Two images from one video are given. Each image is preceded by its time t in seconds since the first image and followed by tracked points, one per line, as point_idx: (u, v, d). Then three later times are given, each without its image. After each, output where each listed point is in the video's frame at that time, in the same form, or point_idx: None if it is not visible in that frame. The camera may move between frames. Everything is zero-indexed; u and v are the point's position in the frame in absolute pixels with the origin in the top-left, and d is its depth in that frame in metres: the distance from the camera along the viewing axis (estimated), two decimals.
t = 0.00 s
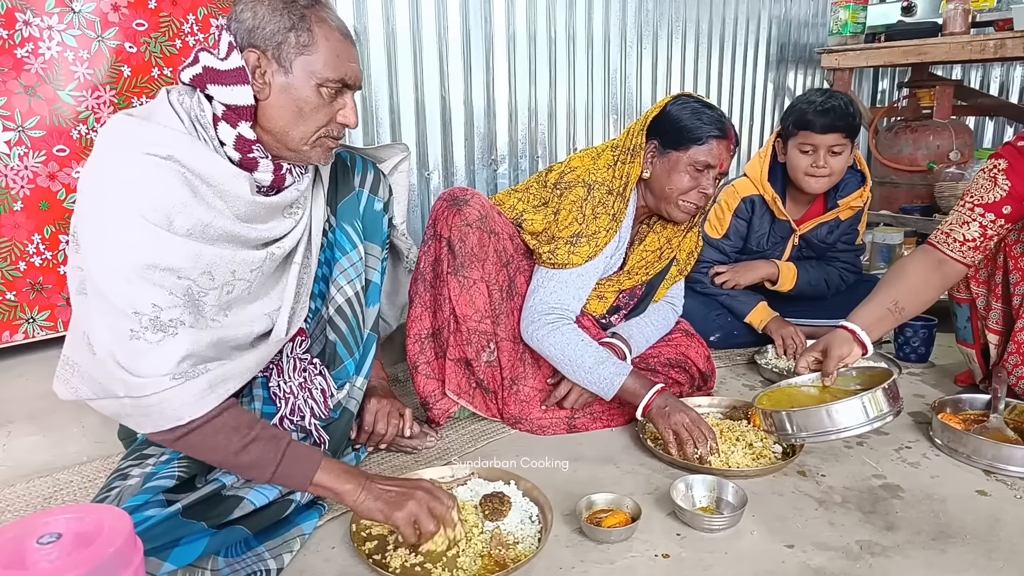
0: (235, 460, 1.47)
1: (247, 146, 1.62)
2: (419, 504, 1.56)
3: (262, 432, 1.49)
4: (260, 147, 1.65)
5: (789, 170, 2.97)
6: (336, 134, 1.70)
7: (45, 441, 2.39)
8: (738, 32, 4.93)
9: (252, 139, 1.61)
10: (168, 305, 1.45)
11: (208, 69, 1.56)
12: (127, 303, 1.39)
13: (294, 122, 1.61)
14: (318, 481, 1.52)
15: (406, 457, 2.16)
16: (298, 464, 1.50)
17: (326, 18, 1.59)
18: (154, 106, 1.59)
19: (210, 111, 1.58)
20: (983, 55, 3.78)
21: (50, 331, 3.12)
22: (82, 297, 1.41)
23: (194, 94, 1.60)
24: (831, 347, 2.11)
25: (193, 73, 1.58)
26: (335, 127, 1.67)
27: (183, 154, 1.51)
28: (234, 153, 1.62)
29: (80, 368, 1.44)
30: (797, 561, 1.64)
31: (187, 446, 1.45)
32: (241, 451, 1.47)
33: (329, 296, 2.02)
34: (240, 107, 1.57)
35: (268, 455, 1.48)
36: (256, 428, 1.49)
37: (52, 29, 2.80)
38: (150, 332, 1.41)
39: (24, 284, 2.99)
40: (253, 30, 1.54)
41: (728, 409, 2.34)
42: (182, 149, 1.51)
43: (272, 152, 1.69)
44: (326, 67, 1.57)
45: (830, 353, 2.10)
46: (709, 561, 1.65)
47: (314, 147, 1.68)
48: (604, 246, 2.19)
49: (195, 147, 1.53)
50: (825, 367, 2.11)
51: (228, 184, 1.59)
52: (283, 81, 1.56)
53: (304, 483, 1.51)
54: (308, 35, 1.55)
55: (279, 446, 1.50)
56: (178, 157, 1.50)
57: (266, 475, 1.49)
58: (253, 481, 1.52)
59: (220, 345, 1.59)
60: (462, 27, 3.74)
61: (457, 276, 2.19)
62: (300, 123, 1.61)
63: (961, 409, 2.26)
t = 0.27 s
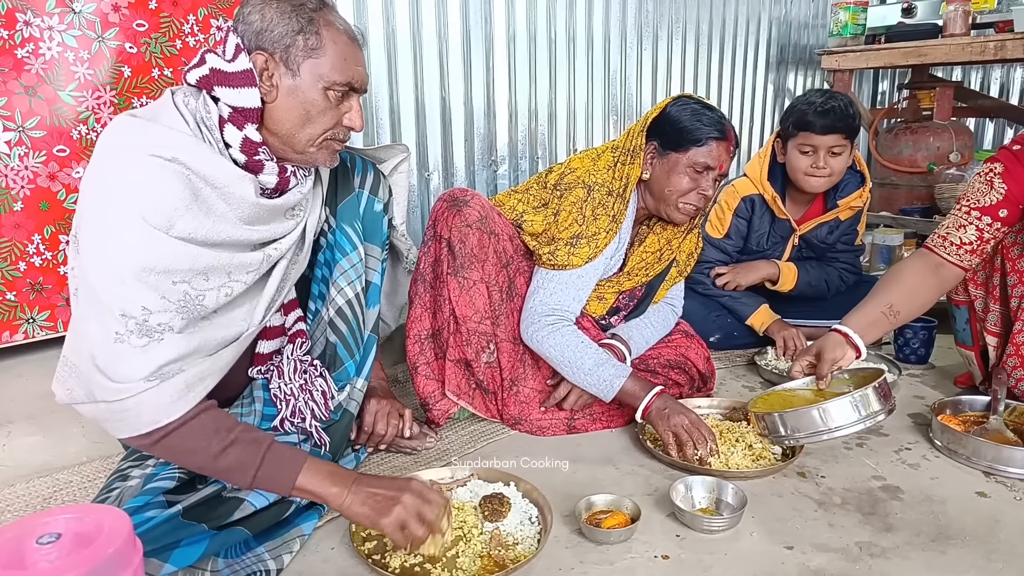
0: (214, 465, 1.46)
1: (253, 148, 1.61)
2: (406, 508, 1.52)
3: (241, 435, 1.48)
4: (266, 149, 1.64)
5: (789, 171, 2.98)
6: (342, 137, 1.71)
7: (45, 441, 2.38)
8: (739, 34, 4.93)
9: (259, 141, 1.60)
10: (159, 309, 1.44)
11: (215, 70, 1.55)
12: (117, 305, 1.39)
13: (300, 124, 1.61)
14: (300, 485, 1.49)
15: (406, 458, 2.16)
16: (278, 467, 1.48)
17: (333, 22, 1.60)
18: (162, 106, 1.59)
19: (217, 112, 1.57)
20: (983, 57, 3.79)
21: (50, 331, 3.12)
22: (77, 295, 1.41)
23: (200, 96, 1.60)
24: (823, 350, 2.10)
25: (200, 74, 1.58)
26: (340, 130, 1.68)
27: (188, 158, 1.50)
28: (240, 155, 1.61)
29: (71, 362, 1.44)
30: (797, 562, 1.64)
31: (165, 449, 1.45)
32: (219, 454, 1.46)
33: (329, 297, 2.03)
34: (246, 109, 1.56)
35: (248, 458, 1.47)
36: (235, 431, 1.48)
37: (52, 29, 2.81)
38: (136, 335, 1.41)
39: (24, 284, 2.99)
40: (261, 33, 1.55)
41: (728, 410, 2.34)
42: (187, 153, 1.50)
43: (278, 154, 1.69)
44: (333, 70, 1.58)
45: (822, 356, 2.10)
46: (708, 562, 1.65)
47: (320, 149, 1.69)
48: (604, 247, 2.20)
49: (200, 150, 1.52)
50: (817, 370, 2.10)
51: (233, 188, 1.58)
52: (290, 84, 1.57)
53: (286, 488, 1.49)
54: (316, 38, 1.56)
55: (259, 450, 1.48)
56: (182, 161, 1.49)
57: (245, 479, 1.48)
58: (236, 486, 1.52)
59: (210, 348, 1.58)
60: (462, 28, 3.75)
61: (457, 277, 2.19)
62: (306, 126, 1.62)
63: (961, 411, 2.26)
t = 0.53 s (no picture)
0: (217, 471, 1.47)
1: (249, 150, 1.61)
2: (403, 519, 1.53)
3: (244, 441, 1.49)
4: (262, 152, 1.64)
5: (789, 172, 2.97)
6: (339, 140, 1.71)
7: (44, 441, 2.38)
8: (739, 34, 4.94)
9: (255, 143, 1.60)
10: (159, 315, 1.44)
11: (211, 72, 1.54)
12: (118, 312, 1.38)
13: (297, 127, 1.61)
14: (302, 491, 1.51)
15: (405, 459, 2.15)
16: (281, 474, 1.50)
17: (332, 23, 1.60)
18: (157, 109, 1.58)
19: (213, 114, 1.57)
20: (984, 58, 3.81)
21: (50, 331, 3.12)
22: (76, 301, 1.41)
23: (196, 98, 1.60)
24: (815, 348, 2.11)
25: (196, 75, 1.57)
26: (338, 133, 1.69)
27: (184, 162, 1.50)
28: (236, 157, 1.60)
29: (71, 365, 1.43)
30: (796, 563, 1.64)
31: (168, 455, 1.45)
32: (222, 461, 1.46)
33: (328, 298, 2.02)
34: (242, 111, 1.56)
35: (252, 464, 1.48)
36: (238, 437, 1.49)
37: (52, 29, 2.81)
38: (137, 342, 1.41)
39: (24, 283, 2.99)
40: (257, 34, 1.56)
41: (728, 411, 2.35)
42: (183, 157, 1.50)
43: (275, 156, 1.69)
44: (331, 72, 1.58)
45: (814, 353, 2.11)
46: (708, 563, 1.64)
47: (317, 151, 1.69)
48: (603, 248, 2.19)
49: (197, 154, 1.52)
50: (810, 367, 2.12)
51: (229, 191, 1.58)
52: (287, 86, 1.57)
53: (288, 493, 1.51)
54: (313, 40, 1.56)
55: (262, 456, 1.49)
56: (178, 164, 1.49)
57: (249, 485, 1.48)
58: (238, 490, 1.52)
59: (211, 353, 1.58)
60: (462, 28, 3.74)
61: (456, 278, 2.19)
62: (303, 128, 1.62)
63: (961, 412, 2.26)
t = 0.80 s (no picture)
0: (211, 470, 1.46)
1: (250, 151, 1.61)
2: (401, 521, 1.50)
3: (237, 440, 1.48)
4: (263, 153, 1.64)
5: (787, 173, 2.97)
6: (340, 140, 1.71)
7: (44, 441, 2.38)
8: (739, 34, 4.94)
9: (256, 144, 1.60)
10: (157, 317, 1.44)
11: (212, 72, 1.55)
12: (114, 314, 1.38)
13: (298, 128, 1.61)
14: (297, 488, 1.50)
15: (405, 459, 2.15)
16: (274, 473, 1.49)
17: (334, 24, 1.60)
18: (159, 110, 1.58)
19: (214, 115, 1.57)
20: (983, 59, 3.80)
21: (49, 331, 3.12)
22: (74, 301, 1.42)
23: (197, 98, 1.59)
24: (809, 344, 2.11)
25: (196, 76, 1.58)
26: (339, 134, 1.69)
27: (185, 163, 1.50)
28: (238, 158, 1.60)
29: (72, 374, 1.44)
30: (796, 563, 1.64)
31: (163, 456, 1.45)
32: (216, 461, 1.46)
33: (328, 299, 2.03)
34: (244, 112, 1.56)
35: (245, 464, 1.47)
36: (231, 437, 1.48)
37: (52, 29, 2.81)
38: (133, 345, 1.41)
39: (24, 283, 2.99)
40: (259, 35, 1.55)
41: (728, 412, 2.35)
42: (184, 158, 1.50)
43: (276, 157, 1.69)
44: (332, 74, 1.58)
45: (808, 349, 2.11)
46: (707, 563, 1.65)
47: (318, 152, 1.69)
48: (603, 248, 2.20)
49: (197, 155, 1.52)
50: (804, 363, 2.12)
51: (229, 193, 1.58)
52: (288, 87, 1.57)
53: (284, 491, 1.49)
54: (315, 41, 1.56)
55: (254, 455, 1.48)
56: (179, 166, 1.49)
57: (243, 484, 1.48)
58: (235, 489, 1.52)
59: (208, 355, 1.58)
60: (462, 28, 3.74)
61: (457, 278, 2.19)
62: (305, 129, 1.62)
63: (961, 412, 2.26)
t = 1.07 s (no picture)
0: (221, 470, 1.46)
1: (252, 152, 1.61)
2: (404, 519, 1.51)
3: (245, 440, 1.48)
4: (265, 154, 1.65)
5: (784, 176, 2.97)
6: (341, 142, 1.71)
7: (43, 441, 2.38)
8: (739, 35, 4.94)
9: (258, 145, 1.61)
10: (161, 318, 1.44)
11: (215, 74, 1.55)
12: (118, 315, 1.38)
13: (300, 129, 1.62)
14: (304, 487, 1.51)
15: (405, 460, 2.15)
16: (282, 472, 1.49)
17: (336, 26, 1.60)
18: (160, 111, 1.58)
19: (216, 116, 1.57)
20: (983, 59, 3.80)
21: (49, 331, 3.12)
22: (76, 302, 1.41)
23: (199, 99, 1.59)
24: (806, 342, 2.12)
25: (198, 77, 1.58)
26: (340, 136, 1.69)
27: (187, 164, 1.50)
28: (239, 159, 1.61)
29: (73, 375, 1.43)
30: (795, 564, 1.64)
31: (174, 456, 1.45)
32: (225, 461, 1.46)
33: (327, 299, 2.02)
34: (245, 113, 1.57)
35: (253, 464, 1.47)
36: (239, 437, 1.48)
37: (53, 29, 2.81)
38: (139, 346, 1.40)
39: (24, 283, 2.99)
40: (261, 36, 1.55)
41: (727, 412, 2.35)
42: (186, 159, 1.50)
43: (277, 158, 1.70)
44: (334, 76, 1.58)
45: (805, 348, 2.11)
46: (707, 564, 1.65)
47: (319, 154, 1.69)
48: (603, 248, 2.20)
49: (199, 156, 1.52)
50: (801, 361, 2.12)
51: (231, 195, 1.59)
52: (290, 89, 1.57)
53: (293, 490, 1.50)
54: (318, 43, 1.56)
55: (263, 455, 1.48)
56: (180, 167, 1.49)
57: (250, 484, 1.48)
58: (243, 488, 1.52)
59: (213, 356, 1.58)
60: (462, 29, 3.75)
61: (457, 278, 2.19)
62: (306, 131, 1.62)
63: (960, 413, 2.26)
